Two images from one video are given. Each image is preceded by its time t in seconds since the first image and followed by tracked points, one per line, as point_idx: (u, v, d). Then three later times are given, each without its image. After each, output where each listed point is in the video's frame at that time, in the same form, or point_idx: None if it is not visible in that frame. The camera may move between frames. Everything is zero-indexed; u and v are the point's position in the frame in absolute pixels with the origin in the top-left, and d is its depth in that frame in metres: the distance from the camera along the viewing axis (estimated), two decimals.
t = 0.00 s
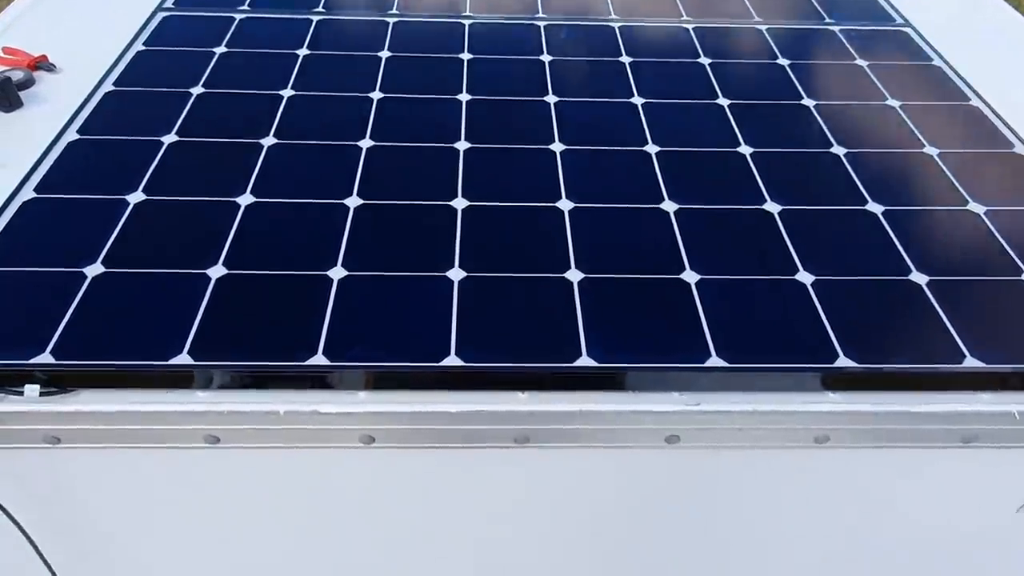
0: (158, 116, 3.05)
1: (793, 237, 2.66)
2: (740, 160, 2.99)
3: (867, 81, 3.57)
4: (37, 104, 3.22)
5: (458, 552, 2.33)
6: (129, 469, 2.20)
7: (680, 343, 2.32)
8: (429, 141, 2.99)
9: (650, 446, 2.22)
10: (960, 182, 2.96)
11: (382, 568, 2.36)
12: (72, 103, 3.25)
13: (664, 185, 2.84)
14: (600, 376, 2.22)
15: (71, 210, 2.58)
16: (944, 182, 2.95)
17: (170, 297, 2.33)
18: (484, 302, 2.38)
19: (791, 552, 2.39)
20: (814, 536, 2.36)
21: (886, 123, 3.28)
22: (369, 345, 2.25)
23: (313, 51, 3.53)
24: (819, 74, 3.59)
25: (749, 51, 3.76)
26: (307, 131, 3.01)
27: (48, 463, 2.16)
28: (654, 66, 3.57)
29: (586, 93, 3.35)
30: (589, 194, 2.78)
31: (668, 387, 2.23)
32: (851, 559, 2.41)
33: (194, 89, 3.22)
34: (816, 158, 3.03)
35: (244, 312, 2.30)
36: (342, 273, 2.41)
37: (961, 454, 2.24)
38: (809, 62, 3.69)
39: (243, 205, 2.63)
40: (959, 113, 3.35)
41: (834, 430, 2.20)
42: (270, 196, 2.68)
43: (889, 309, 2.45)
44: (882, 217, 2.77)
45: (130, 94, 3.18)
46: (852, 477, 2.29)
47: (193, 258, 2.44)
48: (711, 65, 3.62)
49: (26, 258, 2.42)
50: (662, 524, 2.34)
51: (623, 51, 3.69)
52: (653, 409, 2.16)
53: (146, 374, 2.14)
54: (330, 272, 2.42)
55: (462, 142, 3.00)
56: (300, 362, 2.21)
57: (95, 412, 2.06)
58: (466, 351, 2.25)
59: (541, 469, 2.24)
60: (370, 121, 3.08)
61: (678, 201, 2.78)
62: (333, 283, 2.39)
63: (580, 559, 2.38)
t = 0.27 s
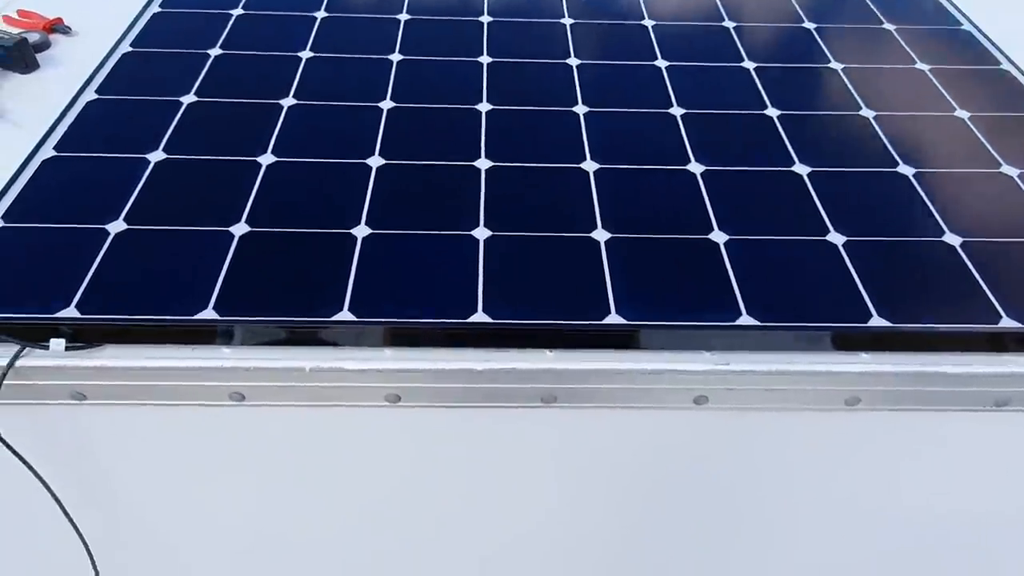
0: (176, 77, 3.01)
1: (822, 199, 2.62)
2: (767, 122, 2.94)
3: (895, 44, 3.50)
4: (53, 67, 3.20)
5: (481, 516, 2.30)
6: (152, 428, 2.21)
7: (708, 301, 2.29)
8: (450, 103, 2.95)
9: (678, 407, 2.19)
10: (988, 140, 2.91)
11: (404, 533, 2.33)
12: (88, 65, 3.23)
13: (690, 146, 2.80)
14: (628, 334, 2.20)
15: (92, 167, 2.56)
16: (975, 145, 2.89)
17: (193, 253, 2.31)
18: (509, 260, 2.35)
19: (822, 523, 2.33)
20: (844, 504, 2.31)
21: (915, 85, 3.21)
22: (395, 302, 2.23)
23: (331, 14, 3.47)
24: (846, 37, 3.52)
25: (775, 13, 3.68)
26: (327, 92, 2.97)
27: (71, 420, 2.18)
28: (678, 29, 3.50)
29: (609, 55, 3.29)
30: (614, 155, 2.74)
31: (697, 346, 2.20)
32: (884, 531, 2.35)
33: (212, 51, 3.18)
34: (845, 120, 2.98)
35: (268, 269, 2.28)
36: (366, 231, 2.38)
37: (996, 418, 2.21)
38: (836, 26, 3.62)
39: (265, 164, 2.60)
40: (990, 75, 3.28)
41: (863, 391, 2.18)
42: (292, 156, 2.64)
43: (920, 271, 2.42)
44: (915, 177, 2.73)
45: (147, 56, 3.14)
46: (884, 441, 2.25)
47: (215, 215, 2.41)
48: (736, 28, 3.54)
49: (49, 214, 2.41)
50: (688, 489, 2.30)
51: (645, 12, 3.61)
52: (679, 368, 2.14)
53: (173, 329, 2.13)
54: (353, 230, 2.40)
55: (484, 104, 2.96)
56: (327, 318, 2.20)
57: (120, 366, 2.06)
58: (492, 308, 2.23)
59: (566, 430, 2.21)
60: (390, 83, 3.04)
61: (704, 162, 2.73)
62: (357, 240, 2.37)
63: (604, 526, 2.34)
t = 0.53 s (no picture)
0: (245, 57, 3.06)
1: (898, 185, 2.58)
2: (838, 107, 2.90)
3: (967, 33, 3.43)
4: (123, 48, 3.28)
5: (544, 496, 2.31)
6: (228, 396, 2.24)
7: (783, 285, 2.26)
8: (517, 85, 2.95)
9: (749, 393, 2.18)
10: None
11: (467, 509, 2.36)
12: (158, 46, 3.30)
13: (760, 130, 2.77)
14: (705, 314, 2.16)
15: (168, 145, 2.62)
16: None
17: (269, 230, 2.35)
18: (581, 241, 2.34)
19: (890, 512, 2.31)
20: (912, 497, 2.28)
21: (989, 74, 3.15)
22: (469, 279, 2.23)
23: None
24: (916, 25, 3.46)
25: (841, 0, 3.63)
26: (394, 73, 2.99)
27: (153, 388, 2.23)
28: (743, 16, 3.47)
29: (674, 39, 3.27)
30: (683, 140, 2.72)
31: (771, 332, 2.18)
32: (954, 523, 2.33)
33: (279, 33, 3.22)
34: (918, 108, 2.93)
35: (343, 246, 2.31)
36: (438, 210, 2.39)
37: None
38: (905, 14, 3.56)
39: (336, 143, 2.63)
40: None
41: (941, 381, 2.14)
42: (362, 135, 2.67)
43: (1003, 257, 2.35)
44: (993, 165, 2.68)
45: (216, 37, 3.19)
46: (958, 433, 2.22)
47: (290, 193, 2.46)
48: (802, 14, 3.50)
49: (129, 189, 2.48)
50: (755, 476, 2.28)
51: None
52: (756, 351, 2.12)
53: (252, 301, 2.16)
54: (426, 209, 2.41)
55: (550, 87, 2.95)
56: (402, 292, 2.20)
57: (199, 337, 2.14)
58: (566, 287, 2.22)
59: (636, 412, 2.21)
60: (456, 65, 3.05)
61: (775, 147, 2.70)
62: (430, 219, 2.39)
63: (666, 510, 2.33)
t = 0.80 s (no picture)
0: (314, 50, 3.09)
1: (976, 186, 2.54)
2: (911, 105, 2.87)
3: None
4: (192, 40, 3.33)
5: (612, 476, 2.40)
6: (304, 381, 2.29)
7: (862, 284, 2.23)
8: (585, 80, 2.95)
9: (823, 392, 2.15)
10: None
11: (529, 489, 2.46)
12: (227, 38, 3.35)
13: (833, 128, 2.75)
14: (785, 312, 2.13)
15: (242, 134, 2.66)
16: None
17: (344, 220, 2.38)
18: (656, 236, 2.34)
19: (952, 502, 2.35)
20: (978, 489, 2.31)
21: None
22: (545, 271, 2.24)
23: None
24: (988, 24, 3.41)
25: None
26: (461, 66, 3.00)
27: (228, 370, 2.29)
28: (809, 12, 3.44)
29: (741, 36, 3.25)
30: (754, 136, 2.71)
31: (851, 330, 2.14)
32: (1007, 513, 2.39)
33: (346, 27, 3.25)
34: (994, 107, 2.89)
35: (419, 236, 2.33)
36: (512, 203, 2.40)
37: None
38: (977, 12, 3.50)
39: (406, 134, 2.66)
40: None
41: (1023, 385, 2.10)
42: (432, 127, 2.69)
43: None
44: None
45: (284, 29, 3.23)
46: None
47: (364, 184, 2.48)
48: (871, 12, 3.47)
49: (205, 177, 2.52)
50: (818, 468, 2.31)
51: None
52: (839, 350, 2.07)
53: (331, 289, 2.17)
54: (499, 201, 2.43)
55: (617, 82, 2.94)
56: (480, 284, 2.20)
57: (277, 322, 2.16)
58: (642, 282, 2.21)
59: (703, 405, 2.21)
60: (522, 59, 3.05)
61: (849, 145, 2.68)
62: (503, 212, 2.40)
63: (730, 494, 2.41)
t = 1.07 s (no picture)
0: (371, 43, 3.04)
1: None
2: (990, 103, 2.79)
3: None
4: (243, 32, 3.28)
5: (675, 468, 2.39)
6: (372, 380, 2.24)
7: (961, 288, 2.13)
8: (652, 74, 2.89)
9: (915, 398, 2.09)
10: None
11: (588, 479, 2.47)
12: (277, 29, 3.30)
13: (912, 125, 2.67)
14: (882, 315, 2.04)
15: (304, 128, 2.62)
16: None
17: (414, 215, 2.32)
18: (738, 234, 2.26)
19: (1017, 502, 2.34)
20: None
21: None
22: (625, 269, 2.17)
23: None
24: None
25: None
26: (523, 59, 2.95)
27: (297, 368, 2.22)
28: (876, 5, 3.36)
29: (808, 30, 3.17)
30: (830, 133, 2.64)
31: (944, 334, 2.06)
32: None
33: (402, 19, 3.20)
34: None
35: (494, 233, 2.27)
36: (587, 199, 2.34)
37: None
38: None
39: (472, 128, 2.61)
40: None
41: None
42: (497, 121, 2.64)
43: None
44: None
45: (339, 22, 3.18)
46: None
47: (433, 179, 2.43)
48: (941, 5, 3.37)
49: (267, 170, 2.47)
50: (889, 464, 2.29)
51: None
52: (922, 354, 2.02)
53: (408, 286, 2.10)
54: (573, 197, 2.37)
55: (684, 77, 2.89)
56: (563, 283, 2.11)
57: (349, 320, 2.10)
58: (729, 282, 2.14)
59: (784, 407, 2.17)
60: (583, 53, 3.00)
61: (931, 142, 2.60)
62: (579, 208, 2.34)
63: (796, 490, 2.40)
